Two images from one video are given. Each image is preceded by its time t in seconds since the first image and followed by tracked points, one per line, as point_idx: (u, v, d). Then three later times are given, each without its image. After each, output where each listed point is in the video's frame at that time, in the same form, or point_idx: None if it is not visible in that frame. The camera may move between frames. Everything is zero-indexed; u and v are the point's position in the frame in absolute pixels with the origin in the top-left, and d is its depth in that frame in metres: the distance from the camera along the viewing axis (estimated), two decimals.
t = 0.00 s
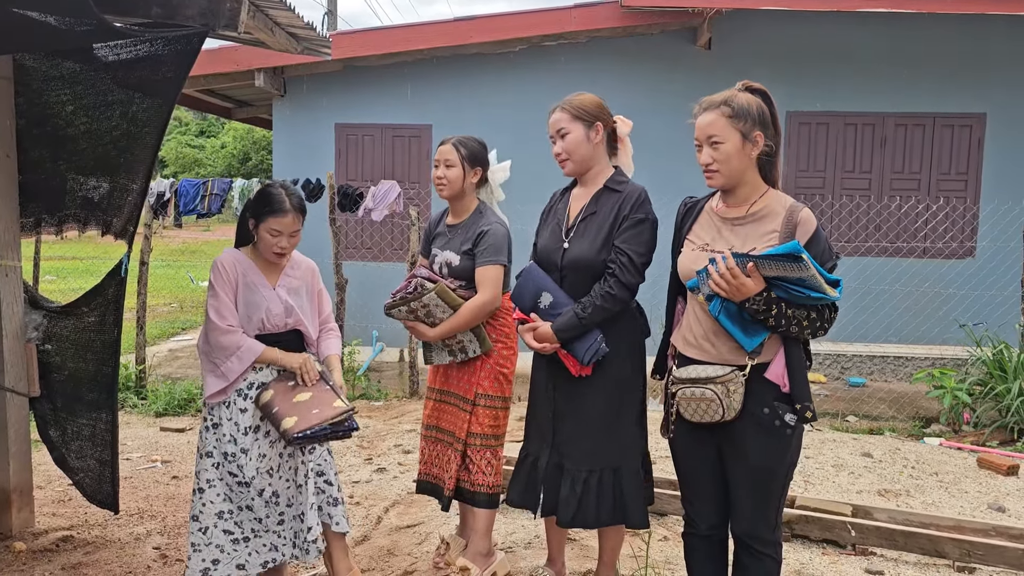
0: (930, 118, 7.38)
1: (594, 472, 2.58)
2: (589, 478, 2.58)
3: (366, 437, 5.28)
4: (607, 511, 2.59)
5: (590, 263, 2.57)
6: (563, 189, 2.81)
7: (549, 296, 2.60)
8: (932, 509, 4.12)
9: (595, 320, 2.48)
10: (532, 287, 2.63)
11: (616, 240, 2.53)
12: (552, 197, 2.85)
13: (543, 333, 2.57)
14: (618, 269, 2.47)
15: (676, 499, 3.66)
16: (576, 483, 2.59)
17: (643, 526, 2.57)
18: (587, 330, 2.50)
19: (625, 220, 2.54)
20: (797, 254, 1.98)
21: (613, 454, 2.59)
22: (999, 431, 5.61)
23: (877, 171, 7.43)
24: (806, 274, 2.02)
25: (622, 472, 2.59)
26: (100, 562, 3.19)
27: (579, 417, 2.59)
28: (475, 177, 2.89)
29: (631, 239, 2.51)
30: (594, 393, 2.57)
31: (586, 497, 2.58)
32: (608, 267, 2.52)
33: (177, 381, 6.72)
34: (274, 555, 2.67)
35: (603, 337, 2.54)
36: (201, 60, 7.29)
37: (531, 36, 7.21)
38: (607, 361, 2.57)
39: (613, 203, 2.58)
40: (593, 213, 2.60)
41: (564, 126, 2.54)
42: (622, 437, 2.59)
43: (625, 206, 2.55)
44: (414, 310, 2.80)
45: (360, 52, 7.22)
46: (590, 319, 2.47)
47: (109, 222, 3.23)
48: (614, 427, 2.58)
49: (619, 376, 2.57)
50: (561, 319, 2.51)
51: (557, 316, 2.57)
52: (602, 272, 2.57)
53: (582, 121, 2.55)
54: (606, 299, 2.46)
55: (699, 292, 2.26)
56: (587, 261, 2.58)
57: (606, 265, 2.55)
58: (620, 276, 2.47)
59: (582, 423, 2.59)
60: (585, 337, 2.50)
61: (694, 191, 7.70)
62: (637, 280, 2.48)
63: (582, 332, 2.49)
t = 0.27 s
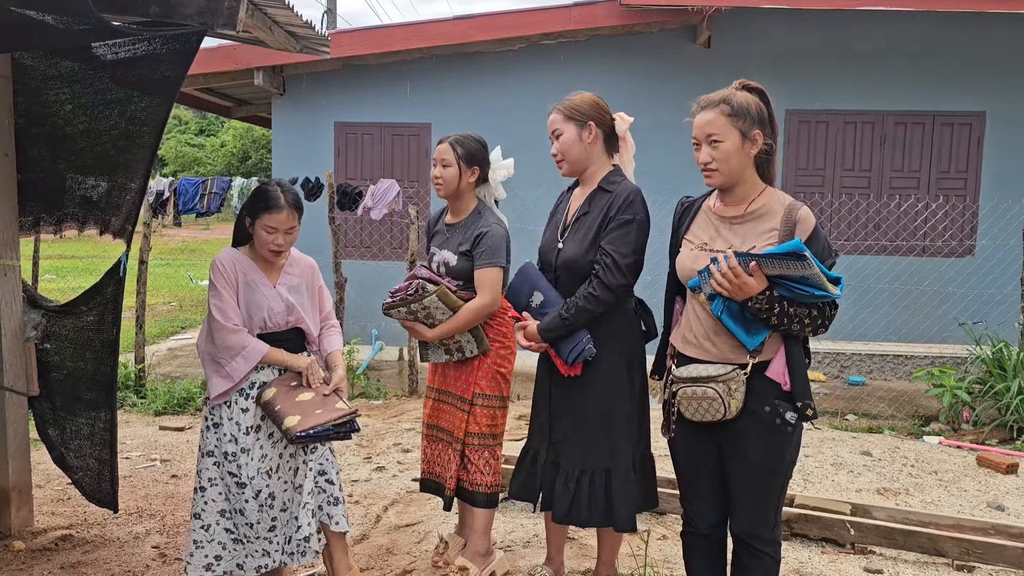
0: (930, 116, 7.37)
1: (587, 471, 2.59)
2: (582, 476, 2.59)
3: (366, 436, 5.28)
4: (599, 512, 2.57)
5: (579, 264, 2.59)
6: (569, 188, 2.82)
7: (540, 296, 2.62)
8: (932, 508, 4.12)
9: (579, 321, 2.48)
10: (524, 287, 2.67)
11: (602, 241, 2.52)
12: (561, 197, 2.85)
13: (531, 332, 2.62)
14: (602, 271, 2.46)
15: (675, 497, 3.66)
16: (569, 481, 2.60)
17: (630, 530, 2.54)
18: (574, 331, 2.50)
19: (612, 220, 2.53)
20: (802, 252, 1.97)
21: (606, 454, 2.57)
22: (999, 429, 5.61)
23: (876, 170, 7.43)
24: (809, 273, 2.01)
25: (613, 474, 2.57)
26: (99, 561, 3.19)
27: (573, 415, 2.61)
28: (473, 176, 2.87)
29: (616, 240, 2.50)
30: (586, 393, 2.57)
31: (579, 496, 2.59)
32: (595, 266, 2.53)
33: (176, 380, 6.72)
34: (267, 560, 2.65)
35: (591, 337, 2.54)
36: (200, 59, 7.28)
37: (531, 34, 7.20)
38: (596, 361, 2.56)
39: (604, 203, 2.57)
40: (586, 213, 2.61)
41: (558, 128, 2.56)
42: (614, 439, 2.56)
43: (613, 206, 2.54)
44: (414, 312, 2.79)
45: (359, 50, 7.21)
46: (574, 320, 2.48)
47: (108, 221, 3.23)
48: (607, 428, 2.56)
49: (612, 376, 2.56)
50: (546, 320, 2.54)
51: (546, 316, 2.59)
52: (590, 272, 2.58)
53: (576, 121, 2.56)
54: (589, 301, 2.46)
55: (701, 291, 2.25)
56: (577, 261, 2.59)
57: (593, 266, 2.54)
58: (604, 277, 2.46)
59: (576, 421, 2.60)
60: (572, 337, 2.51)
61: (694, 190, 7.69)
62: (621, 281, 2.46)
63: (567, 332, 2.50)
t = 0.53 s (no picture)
0: (932, 115, 7.36)
1: (584, 469, 2.59)
2: (580, 474, 2.60)
3: (368, 435, 5.28)
4: (596, 511, 2.57)
5: (572, 264, 2.61)
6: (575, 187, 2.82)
7: (537, 294, 2.64)
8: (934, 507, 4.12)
9: (568, 320, 2.49)
10: (524, 285, 2.68)
11: (594, 240, 2.53)
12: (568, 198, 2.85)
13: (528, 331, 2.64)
14: (591, 271, 2.47)
15: (677, 496, 3.66)
16: (568, 478, 2.61)
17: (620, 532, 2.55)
18: (565, 330, 2.51)
19: (604, 220, 2.53)
20: (807, 245, 1.98)
21: (603, 453, 2.57)
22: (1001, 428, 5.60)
23: (878, 168, 7.42)
24: (815, 269, 2.01)
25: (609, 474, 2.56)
26: (101, 559, 3.19)
27: (572, 414, 2.61)
28: (475, 175, 2.88)
29: (606, 240, 2.50)
30: (584, 391, 2.57)
31: (578, 494, 2.60)
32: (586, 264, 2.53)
33: (178, 379, 6.72)
34: (262, 565, 2.60)
35: (585, 337, 2.54)
36: (202, 58, 7.29)
37: (532, 33, 7.20)
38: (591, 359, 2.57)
39: (599, 203, 2.57)
40: (584, 212, 2.62)
41: (559, 127, 2.59)
42: (611, 438, 2.55)
43: (607, 205, 2.53)
44: (421, 311, 2.80)
45: (361, 49, 7.22)
46: (564, 319, 2.49)
47: (110, 219, 3.23)
48: (604, 426, 2.56)
49: (609, 375, 2.55)
50: (538, 318, 2.56)
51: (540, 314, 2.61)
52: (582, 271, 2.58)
53: (576, 120, 2.57)
54: (577, 301, 2.46)
55: (705, 290, 2.24)
56: (571, 260, 2.61)
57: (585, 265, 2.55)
58: (593, 277, 2.46)
59: (575, 419, 2.61)
60: (564, 336, 2.51)
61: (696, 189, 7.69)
62: (609, 281, 2.46)
63: (559, 331, 2.51)
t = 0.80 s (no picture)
0: (936, 115, 7.35)
1: (588, 470, 2.59)
2: (583, 474, 2.60)
3: (371, 435, 5.29)
4: (599, 511, 2.58)
5: (576, 265, 2.61)
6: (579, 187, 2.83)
7: (542, 296, 2.63)
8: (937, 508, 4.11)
9: (573, 322, 2.49)
10: (529, 286, 2.67)
11: (597, 242, 2.53)
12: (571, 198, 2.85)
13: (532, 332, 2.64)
14: (595, 273, 2.48)
15: (681, 497, 3.66)
16: (571, 479, 2.62)
17: (624, 532, 2.55)
18: (570, 331, 2.51)
19: (606, 221, 2.53)
20: (813, 247, 1.96)
21: (607, 454, 2.57)
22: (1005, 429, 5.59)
23: (882, 168, 7.41)
24: (820, 269, 2.01)
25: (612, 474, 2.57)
26: (105, 559, 3.20)
27: (576, 414, 2.62)
28: (480, 176, 2.88)
29: (609, 242, 2.50)
30: (588, 392, 2.58)
31: (581, 494, 2.60)
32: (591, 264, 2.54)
33: (182, 379, 6.73)
34: (248, 559, 2.60)
35: (589, 337, 2.55)
36: (206, 59, 7.30)
37: (535, 34, 7.20)
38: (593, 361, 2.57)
39: (602, 204, 2.57)
40: (587, 213, 2.62)
41: (562, 127, 2.59)
42: (615, 438, 2.56)
43: (611, 206, 2.53)
44: (430, 308, 2.78)
45: (364, 50, 7.23)
46: (568, 321, 2.49)
47: (115, 220, 3.24)
48: (607, 426, 2.56)
49: (613, 375, 2.56)
50: (543, 320, 2.56)
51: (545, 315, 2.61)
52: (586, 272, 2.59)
53: (579, 121, 2.58)
54: (582, 302, 2.46)
55: (711, 291, 2.24)
56: (574, 262, 2.62)
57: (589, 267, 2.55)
58: (597, 279, 2.46)
59: (579, 420, 2.61)
60: (569, 338, 2.51)
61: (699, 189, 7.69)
62: (612, 283, 2.46)
63: (564, 332, 2.52)
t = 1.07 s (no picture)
0: (941, 114, 7.34)
1: (593, 469, 2.59)
2: (589, 474, 2.60)
3: (375, 434, 5.30)
4: (604, 509, 2.58)
5: (584, 264, 2.61)
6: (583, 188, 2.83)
7: (548, 295, 2.63)
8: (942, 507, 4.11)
9: (584, 320, 2.49)
10: (535, 285, 2.68)
11: (606, 241, 2.53)
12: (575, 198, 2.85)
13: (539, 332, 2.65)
14: (605, 271, 2.48)
15: (685, 496, 3.66)
16: (576, 478, 2.61)
17: (631, 531, 2.54)
18: (580, 330, 2.51)
19: (616, 220, 2.53)
20: (819, 248, 1.97)
21: (612, 453, 2.57)
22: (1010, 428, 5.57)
23: (886, 168, 7.39)
24: (825, 271, 2.01)
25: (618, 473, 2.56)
26: (111, 558, 3.21)
27: (581, 413, 2.62)
28: (489, 175, 2.89)
29: (620, 240, 2.50)
30: (594, 391, 2.58)
31: (586, 493, 2.60)
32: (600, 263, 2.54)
33: (186, 379, 6.75)
34: (238, 553, 2.65)
35: (598, 336, 2.55)
36: (210, 59, 7.32)
37: (539, 34, 7.20)
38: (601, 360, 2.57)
39: (611, 203, 2.57)
40: (593, 212, 2.63)
41: (568, 126, 2.60)
42: (622, 437, 2.56)
43: (620, 204, 2.53)
44: (437, 316, 2.77)
45: (368, 50, 7.24)
46: (578, 319, 2.49)
47: (120, 220, 3.25)
48: (614, 425, 2.56)
49: (620, 374, 2.56)
50: (553, 320, 2.56)
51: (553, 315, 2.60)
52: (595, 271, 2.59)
53: (586, 120, 2.58)
54: (592, 301, 2.47)
55: (716, 291, 2.24)
56: (583, 260, 2.61)
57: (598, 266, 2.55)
58: (607, 277, 2.47)
59: (584, 419, 2.61)
60: (579, 336, 2.51)
61: (703, 189, 7.68)
62: (624, 281, 2.46)
63: (573, 332, 2.51)
